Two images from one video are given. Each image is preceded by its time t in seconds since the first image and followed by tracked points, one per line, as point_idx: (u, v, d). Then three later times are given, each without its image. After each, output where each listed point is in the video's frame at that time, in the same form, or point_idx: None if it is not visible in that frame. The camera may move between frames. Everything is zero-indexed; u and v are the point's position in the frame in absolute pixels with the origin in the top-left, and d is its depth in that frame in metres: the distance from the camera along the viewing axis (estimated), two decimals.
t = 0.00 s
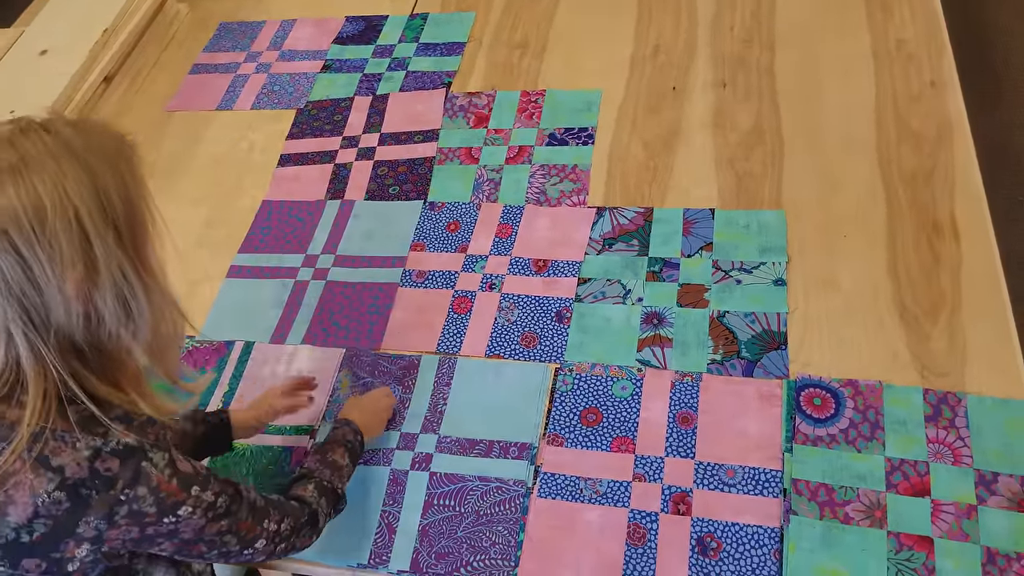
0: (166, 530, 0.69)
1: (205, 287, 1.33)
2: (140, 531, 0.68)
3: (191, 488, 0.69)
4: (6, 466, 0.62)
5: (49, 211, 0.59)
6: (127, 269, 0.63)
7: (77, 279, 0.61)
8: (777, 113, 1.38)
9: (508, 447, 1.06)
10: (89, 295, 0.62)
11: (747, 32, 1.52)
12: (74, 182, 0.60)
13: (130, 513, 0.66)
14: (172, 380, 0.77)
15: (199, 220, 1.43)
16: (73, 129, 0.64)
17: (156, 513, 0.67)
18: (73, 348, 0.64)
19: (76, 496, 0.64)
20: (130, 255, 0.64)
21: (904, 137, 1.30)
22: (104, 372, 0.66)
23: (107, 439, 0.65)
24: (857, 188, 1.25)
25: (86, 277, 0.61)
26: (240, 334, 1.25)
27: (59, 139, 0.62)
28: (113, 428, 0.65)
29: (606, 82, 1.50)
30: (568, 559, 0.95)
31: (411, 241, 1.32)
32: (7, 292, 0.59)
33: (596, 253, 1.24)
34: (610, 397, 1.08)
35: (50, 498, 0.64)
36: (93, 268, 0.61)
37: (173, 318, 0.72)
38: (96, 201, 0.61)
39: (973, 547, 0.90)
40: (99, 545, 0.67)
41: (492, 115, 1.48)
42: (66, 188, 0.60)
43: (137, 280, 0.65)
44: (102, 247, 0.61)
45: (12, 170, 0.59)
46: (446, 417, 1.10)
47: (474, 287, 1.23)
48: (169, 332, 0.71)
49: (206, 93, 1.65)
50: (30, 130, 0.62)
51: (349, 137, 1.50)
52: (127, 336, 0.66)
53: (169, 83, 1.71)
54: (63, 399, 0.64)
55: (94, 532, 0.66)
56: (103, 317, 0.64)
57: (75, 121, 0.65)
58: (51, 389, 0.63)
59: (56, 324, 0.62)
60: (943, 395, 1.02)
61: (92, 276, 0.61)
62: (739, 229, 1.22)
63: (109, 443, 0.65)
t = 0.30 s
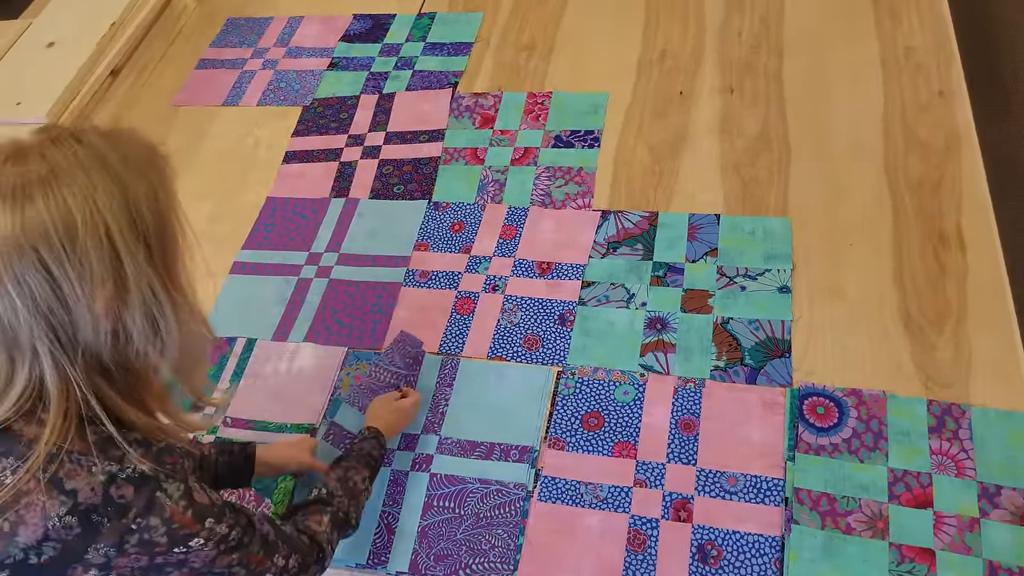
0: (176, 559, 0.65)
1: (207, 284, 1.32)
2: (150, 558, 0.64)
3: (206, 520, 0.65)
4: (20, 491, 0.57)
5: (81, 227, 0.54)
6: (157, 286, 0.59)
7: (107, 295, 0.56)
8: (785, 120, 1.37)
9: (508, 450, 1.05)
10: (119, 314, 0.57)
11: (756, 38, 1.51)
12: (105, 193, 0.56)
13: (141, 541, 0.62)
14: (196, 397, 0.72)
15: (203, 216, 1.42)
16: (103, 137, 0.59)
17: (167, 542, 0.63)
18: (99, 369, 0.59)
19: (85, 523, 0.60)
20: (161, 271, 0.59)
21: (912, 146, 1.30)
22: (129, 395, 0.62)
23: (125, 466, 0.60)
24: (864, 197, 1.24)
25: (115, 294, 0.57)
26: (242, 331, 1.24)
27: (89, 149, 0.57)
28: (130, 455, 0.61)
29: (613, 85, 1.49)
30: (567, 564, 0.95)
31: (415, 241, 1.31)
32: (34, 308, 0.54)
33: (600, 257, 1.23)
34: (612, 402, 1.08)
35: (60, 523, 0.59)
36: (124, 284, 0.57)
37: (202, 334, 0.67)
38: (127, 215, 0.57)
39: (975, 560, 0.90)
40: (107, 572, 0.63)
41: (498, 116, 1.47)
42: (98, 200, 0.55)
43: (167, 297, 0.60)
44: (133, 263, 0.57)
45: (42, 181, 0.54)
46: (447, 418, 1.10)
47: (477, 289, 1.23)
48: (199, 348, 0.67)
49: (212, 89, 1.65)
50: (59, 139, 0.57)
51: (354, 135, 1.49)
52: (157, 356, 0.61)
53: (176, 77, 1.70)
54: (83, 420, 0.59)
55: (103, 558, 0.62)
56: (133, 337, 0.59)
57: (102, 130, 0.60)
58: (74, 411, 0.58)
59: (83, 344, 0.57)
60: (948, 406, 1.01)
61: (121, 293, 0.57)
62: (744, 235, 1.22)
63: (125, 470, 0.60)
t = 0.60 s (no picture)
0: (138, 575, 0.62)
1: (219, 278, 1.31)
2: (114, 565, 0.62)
3: (179, 526, 0.64)
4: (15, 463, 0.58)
5: (80, 204, 0.57)
6: (157, 255, 0.62)
7: (115, 269, 0.59)
8: (804, 127, 1.36)
9: (518, 454, 1.04)
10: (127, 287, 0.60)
11: (776, 43, 1.50)
12: (94, 169, 0.58)
13: (115, 535, 0.61)
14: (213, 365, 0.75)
15: (216, 210, 1.42)
16: (81, 115, 0.60)
17: (137, 542, 0.62)
18: (112, 344, 0.61)
19: (66, 504, 0.60)
20: (161, 241, 0.62)
21: (933, 156, 1.28)
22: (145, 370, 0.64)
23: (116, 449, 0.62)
24: (883, 206, 1.23)
25: (123, 264, 0.60)
26: (252, 327, 1.24)
27: (70, 128, 0.58)
28: (121, 440, 0.62)
29: (630, 87, 1.48)
30: (575, 571, 0.94)
31: (427, 240, 1.30)
32: (43, 292, 0.57)
33: (614, 260, 1.22)
34: (624, 408, 1.06)
35: (42, 501, 0.60)
36: (129, 252, 0.60)
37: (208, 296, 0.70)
38: (119, 187, 0.59)
39: None
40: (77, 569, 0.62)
41: (513, 116, 1.46)
42: (91, 175, 0.58)
43: (170, 263, 0.63)
44: (133, 231, 0.60)
45: (30, 165, 0.56)
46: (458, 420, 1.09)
47: (489, 290, 1.22)
48: (206, 310, 0.70)
49: (227, 82, 1.64)
50: (37, 120, 0.58)
51: (368, 132, 1.49)
52: (170, 328, 0.64)
53: (191, 69, 1.69)
54: (88, 398, 0.61)
55: (78, 548, 0.61)
56: (146, 306, 0.62)
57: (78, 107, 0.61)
58: (77, 388, 0.60)
59: (101, 319, 0.60)
60: (965, 421, 1.00)
61: (129, 265, 0.60)
62: (761, 243, 1.21)
63: (113, 454, 0.61)
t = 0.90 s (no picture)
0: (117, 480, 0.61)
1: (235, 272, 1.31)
2: (93, 472, 0.60)
3: (151, 433, 0.62)
4: None
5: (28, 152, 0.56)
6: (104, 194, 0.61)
7: (65, 206, 0.58)
8: (828, 133, 1.34)
9: (532, 456, 1.03)
10: (78, 222, 0.59)
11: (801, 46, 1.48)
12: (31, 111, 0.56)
13: (88, 444, 0.60)
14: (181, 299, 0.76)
15: (233, 203, 1.41)
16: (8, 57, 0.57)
17: (112, 449, 0.60)
18: (69, 278, 0.61)
19: (37, 418, 0.59)
20: (107, 178, 0.61)
21: (959, 165, 1.26)
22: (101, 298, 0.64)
23: (81, 364, 0.60)
24: (908, 215, 1.21)
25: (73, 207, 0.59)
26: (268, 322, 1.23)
27: None
28: (86, 357, 0.61)
29: (652, 88, 1.47)
30: None
31: (444, 239, 1.29)
32: None
33: (633, 264, 1.21)
34: (640, 414, 1.05)
35: (13, 418, 0.59)
36: (79, 196, 0.59)
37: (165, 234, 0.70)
38: (60, 128, 0.57)
39: None
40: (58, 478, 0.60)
41: (532, 116, 1.45)
42: (31, 120, 0.55)
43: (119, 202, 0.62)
44: (79, 173, 0.58)
45: None
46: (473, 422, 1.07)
47: (505, 290, 1.21)
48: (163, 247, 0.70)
49: (247, 75, 1.64)
50: None
51: (387, 128, 1.48)
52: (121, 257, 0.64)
53: (211, 62, 1.69)
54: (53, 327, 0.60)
55: (54, 459, 0.60)
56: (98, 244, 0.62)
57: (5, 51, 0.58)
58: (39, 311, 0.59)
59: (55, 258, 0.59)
60: (988, 437, 0.98)
61: (77, 202, 0.59)
62: (783, 250, 1.19)
63: (77, 369, 0.60)
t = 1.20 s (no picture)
0: (110, 308, 0.62)
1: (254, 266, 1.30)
2: (86, 310, 0.61)
3: (125, 269, 0.64)
4: None
5: None
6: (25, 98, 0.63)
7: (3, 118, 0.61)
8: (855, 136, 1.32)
9: (547, 458, 1.02)
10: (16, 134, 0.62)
11: (827, 47, 1.46)
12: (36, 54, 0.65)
13: (76, 289, 0.61)
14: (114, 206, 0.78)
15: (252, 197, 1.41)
16: None
17: (96, 289, 0.62)
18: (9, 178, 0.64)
19: (24, 276, 0.59)
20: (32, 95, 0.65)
21: (989, 170, 1.24)
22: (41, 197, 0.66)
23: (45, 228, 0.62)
24: (935, 221, 1.19)
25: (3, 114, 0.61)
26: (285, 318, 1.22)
27: None
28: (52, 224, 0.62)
29: (675, 88, 1.45)
30: None
31: (462, 237, 1.29)
32: None
33: (652, 266, 1.20)
34: (657, 418, 1.04)
35: None
36: (11, 109, 0.61)
37: (72, 130, 0.73)
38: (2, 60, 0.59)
39: None
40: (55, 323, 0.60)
41: (553, 114, 1.44)
42: None
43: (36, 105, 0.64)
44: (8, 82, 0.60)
45: None
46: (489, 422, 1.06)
47: (523, 291, 1.20)
48: (76, 139, 0.73)
49: (268, 69, 1.64)
50: None
51: (406, 125, 1.47)
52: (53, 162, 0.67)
53: (233, 56, 1.69)
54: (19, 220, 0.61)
55: (48, 309, 0.60)
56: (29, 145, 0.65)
57: None
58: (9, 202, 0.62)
59: None
60: (1013, 449, 0.97)
61: (13, 118, 0.62)
62: (806, 255, 1.18)
63: (47, 231, 0.61)
